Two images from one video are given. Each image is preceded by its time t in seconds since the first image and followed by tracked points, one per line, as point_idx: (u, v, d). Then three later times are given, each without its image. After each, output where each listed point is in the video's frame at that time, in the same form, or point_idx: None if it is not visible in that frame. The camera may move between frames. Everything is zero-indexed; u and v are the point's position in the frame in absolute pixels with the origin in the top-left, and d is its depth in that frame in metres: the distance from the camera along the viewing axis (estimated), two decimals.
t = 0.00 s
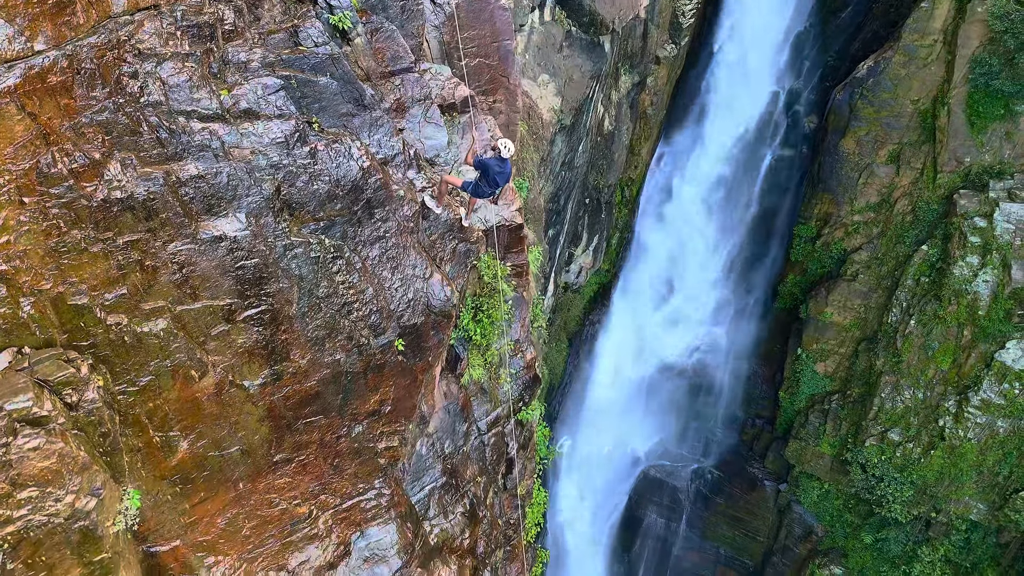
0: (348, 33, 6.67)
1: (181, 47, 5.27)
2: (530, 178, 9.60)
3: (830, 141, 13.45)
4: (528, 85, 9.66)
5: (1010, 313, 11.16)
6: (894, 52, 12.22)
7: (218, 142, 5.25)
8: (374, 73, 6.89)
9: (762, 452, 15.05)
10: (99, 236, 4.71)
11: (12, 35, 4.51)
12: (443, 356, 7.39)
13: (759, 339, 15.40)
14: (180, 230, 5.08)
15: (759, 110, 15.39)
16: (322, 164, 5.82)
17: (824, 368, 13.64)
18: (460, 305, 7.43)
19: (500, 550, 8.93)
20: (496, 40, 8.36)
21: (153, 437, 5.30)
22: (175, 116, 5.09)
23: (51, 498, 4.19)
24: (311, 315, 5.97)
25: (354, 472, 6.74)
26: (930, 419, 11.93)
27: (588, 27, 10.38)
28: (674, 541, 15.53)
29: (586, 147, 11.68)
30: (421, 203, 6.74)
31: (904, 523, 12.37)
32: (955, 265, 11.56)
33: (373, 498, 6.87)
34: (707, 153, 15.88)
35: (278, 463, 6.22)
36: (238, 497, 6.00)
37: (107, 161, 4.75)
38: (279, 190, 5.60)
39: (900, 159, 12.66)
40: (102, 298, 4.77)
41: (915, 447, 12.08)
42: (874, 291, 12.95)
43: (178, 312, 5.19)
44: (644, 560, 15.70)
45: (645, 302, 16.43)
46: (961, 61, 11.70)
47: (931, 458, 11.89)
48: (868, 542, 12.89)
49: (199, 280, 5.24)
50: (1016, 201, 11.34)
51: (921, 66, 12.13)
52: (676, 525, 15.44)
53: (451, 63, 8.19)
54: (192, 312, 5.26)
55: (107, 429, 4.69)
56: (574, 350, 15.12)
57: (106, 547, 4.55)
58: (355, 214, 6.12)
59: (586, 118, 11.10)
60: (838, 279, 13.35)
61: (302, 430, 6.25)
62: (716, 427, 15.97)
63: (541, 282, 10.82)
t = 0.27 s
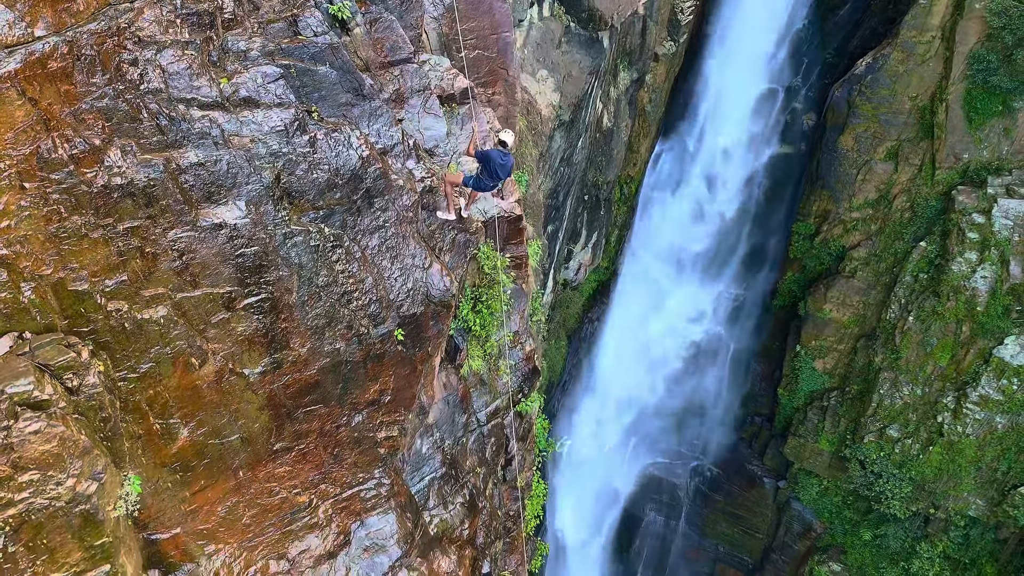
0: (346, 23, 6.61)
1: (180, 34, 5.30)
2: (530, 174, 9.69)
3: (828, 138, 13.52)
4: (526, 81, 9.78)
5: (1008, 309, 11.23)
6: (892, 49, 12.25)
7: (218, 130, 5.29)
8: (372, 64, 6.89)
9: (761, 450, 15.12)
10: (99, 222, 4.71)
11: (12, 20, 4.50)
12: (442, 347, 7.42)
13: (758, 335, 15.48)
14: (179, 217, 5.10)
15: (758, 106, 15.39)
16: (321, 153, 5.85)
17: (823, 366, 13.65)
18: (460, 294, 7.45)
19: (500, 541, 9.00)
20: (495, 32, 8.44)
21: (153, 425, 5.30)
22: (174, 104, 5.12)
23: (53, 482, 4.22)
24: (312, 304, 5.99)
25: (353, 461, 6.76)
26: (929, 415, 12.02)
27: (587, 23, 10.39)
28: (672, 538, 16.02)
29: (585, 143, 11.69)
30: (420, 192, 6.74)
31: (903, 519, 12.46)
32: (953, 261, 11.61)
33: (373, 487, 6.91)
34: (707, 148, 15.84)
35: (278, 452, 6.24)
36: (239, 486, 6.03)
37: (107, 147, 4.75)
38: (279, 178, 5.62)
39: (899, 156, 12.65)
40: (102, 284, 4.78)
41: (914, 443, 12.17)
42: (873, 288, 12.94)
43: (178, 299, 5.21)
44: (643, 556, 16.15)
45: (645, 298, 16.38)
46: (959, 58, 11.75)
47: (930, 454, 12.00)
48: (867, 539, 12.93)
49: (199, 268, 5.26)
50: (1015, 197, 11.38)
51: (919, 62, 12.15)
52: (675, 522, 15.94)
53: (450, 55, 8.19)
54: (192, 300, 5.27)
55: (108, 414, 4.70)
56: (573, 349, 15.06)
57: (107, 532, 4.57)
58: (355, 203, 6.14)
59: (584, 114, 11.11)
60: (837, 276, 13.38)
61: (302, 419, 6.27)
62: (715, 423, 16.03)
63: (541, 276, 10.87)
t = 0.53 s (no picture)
0: (346, 13, 6.69)
1: (179, 22, 5.31)
2: (529, 169, 9.76)
3: (827, 134, 13.55)
4: (525, 77, 9.91)
5: (1006, 305, 11.27)
6: (891, 46, 12.33)
7: (217, 117, 5.31)
8: (372, 54, 6.95)
9: (759, 447, 15.17)
10: (99, 208, 4.72)
11: (12, 5, 4.51)
12: (442, 337, 7.46)
13: (756, 333, 15.43)
14: (179, 204, 5.12)
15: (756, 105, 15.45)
16: (320, 142, 5.86)
17: (822, 362, 13.68)
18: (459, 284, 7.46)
19: (500, 532, 9.05)
20: (494, 24, 8.50)
21: (154, 412, 5.31)
22: (174, 91, 5.14)
23: (54, 465, 4.23)
24: (311, 292, 6.01)
25: (354, 450, 6.79)
26: (927, 411, 12.05)
27: (586, 19, 10.40)
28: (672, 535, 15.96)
29: (583, 139, 11.71)
30: (419, 181, 6.76)
31: (901, 515, 12.48)
32: (952, 257, 11.63)
33: (373, 476, 6.94)
34: (706, 147, 15.91)
35: (278, 440, 6.26)
36: (239, 474, 6.05)
37: (107, 133, 4.76)
38: (278, 166, 5.64)
39: (897, 152, 12.70)
40: (103, 270, 4.79)
41: (912, 440, 12.19)
42: (872, 285, 13.00)
43: (178, 286, 5.23)
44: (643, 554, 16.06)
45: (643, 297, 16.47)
46: (957, 54, 11.82)
47: (929, 450, 12.02)
48: (866, 535, 12.96)
49: (199, 255, 5.28)
50: (1012, 193, 11.47)
51: (917, 59, 12.21)
52: (675, 519, 15.85)
53: (449, 46, 8.27)
54: (192, 287, 5.29)
55: (109, 398, 4.72)
56: (570, 348, 15.07)
57: (108, 515, 4.59)
58: (353, 191, 6.15)
59: (583, 110, 11.12)
60: (835, 273, 13.44)
61: (302, 408, 6.29)
62: (713, 420, 16.05)
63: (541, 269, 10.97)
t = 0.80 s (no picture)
0: (345, 4, 6.87)
1: (178, 9, 5.34)
2: (528, 164, 9.77)
3: (825, 131, 13.47)
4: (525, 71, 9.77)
5: (1004, 301, 11.31)
6: (889, 42, 12.34)
7: (217, 105, 5.33)
8: (371, 44, 6.99)
9: (758, 444, 15.24)
10: (100, 194, 4.73)
11: None
12: (441, 328, 7.47)
13: (756, 331, 15.50)
14: (179, 191, 5.13)
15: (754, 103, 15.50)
16: (320, 131, 5.89)
17: (820, 359, 13.73)
18: (457, 275, 7.45)
19: (500, 524, 9.08)
20: (492, 16, 8.80)
21: (154, 399, 5.32)
22: (174, 78, 5.16)
23: (54, 450, 4.24)
24: (311, 281, 6.02)
25: (353, 440, 6.80)
26: (926, 407, 12.06)
27: (584, 15, 10.64)
28: (671, 533, 16.10)
29: (582, 136, 11.73)
30: (418, 171, 6.76)
31: (900, 512, 12.51)
32: (950, 253, 11.66)
33: (372, 467, 6.95)
34: (705, 145, 15.93)
35: (278, 429, 6.28)
36: (239, 463, 6.06)
37: (107, 119, 4.77)
38: (278, 154, 5.66)
39: (895, 148, 12.70)
40: (103, 257, 4.80)
41: (911, 436, 12.24)
42: (870, 281, 13.03)
43: (178, 274, 5.24)
44: (642, 551, 16.19)
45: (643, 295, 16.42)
46: (955, 50, 11.85)
47: (927, 446, 12.08)
48: (865, 532, 13.08)
49: (199, 243, 5.29)
50: (1010, 188, 11.53)
51: (916, 55, 12.21)
52: (674, 517, 16.04)
53: (448, 37, 8.51)
54: (192, 275, 5.31)
55: (109, 384, 4.76)
56: (570, 346, 14.90)
57: (108, 501, 4.60)
58: (353, 180, 6.17)
59: (582, 107, 11.14)
60: (834, 270, 13.43)
61: (302, 397, 6.32)
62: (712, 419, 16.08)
63: (541, 263, 11.01)
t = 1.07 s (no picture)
0: None
1: None
2: (526, 159, 9.79)
3: (823, 128, 13.53)
4: (524, 67, 9.80)
5: (1002, 298, 11.33)
6: (887, 39, 12.43)
7: (215, 93, 5.34)
8: (369, 35, 6.99)
9: (757, 441, 15.24)
10: (99, 181, 4.74)
11: None
12: (439, 319, 7.43)
13: (756, 327, 15.52)
14: (178, 179, 5.14)
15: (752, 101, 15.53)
16: (319, 120, 5.91)
17: (819, 356, 13.75)
18: (455, 266, 7.42)
19: (499, 516, 9.12)
20: (491, 9, 8.93)
21: (153, 387, 5.33)
22: (173, 66, 5.18)
23: (53, 435, 4.25)
24: (310, 271, 6.03)
25: (352, 431, 6.81)
26: (924, 404, 12.11)
27: (583, 10, 10.55)
28: (671, 529, 16.18)
29: (581, 132, 11.75)
30: (416, 162, 6.76)
31: (899, 508, 12.57)
32: (948, 250, 11.70)
33: (372, 457, 6.98)
34: (703, 144, 15.97)
35: (278, 419, 6.30)
36: (239, 452, 6.09)
37: (106, 106, 4.77)
38: (277, 143, 5.68)
39: (894, 145, 12.73)
40: (102, 244, 4.80)
41: (909, 433, 12.29)
42: (869, 278, 13.05)
43: (177, 262, 5.25)
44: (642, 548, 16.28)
45: (641, 293, 16.47)
46: (953, 46, 11.89)
47: (926, 442, 12.11)
48: (864, 529, 13.12)
49: (198, 231, 5.30)
50: (1008, 185, 11.54)
51: (914, 51, 12.29)
52: (674, 514, 16.09)
53: (446, 29, 8.68)
54: (191, 263, 5.32)
55: (109, 370, 4.76)
56: (569, 343, 14.89)
57: (108, 487, 4.61)
58: (352, 169, 6.19)
59: (581, 102, 11.17)
60: (832, 267, 13.45)
61: (302, 387, 6.33)
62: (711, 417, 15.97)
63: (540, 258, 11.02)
